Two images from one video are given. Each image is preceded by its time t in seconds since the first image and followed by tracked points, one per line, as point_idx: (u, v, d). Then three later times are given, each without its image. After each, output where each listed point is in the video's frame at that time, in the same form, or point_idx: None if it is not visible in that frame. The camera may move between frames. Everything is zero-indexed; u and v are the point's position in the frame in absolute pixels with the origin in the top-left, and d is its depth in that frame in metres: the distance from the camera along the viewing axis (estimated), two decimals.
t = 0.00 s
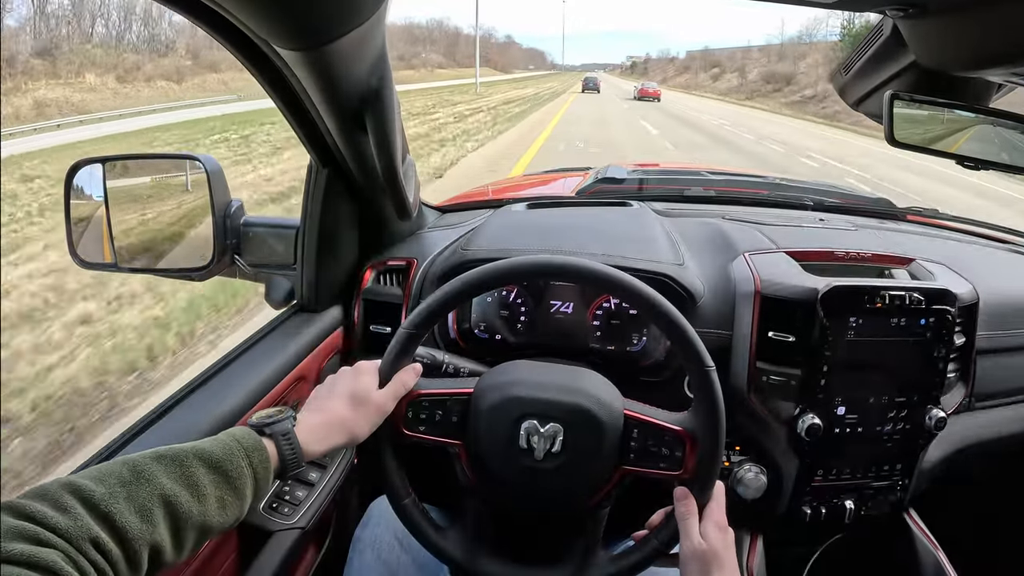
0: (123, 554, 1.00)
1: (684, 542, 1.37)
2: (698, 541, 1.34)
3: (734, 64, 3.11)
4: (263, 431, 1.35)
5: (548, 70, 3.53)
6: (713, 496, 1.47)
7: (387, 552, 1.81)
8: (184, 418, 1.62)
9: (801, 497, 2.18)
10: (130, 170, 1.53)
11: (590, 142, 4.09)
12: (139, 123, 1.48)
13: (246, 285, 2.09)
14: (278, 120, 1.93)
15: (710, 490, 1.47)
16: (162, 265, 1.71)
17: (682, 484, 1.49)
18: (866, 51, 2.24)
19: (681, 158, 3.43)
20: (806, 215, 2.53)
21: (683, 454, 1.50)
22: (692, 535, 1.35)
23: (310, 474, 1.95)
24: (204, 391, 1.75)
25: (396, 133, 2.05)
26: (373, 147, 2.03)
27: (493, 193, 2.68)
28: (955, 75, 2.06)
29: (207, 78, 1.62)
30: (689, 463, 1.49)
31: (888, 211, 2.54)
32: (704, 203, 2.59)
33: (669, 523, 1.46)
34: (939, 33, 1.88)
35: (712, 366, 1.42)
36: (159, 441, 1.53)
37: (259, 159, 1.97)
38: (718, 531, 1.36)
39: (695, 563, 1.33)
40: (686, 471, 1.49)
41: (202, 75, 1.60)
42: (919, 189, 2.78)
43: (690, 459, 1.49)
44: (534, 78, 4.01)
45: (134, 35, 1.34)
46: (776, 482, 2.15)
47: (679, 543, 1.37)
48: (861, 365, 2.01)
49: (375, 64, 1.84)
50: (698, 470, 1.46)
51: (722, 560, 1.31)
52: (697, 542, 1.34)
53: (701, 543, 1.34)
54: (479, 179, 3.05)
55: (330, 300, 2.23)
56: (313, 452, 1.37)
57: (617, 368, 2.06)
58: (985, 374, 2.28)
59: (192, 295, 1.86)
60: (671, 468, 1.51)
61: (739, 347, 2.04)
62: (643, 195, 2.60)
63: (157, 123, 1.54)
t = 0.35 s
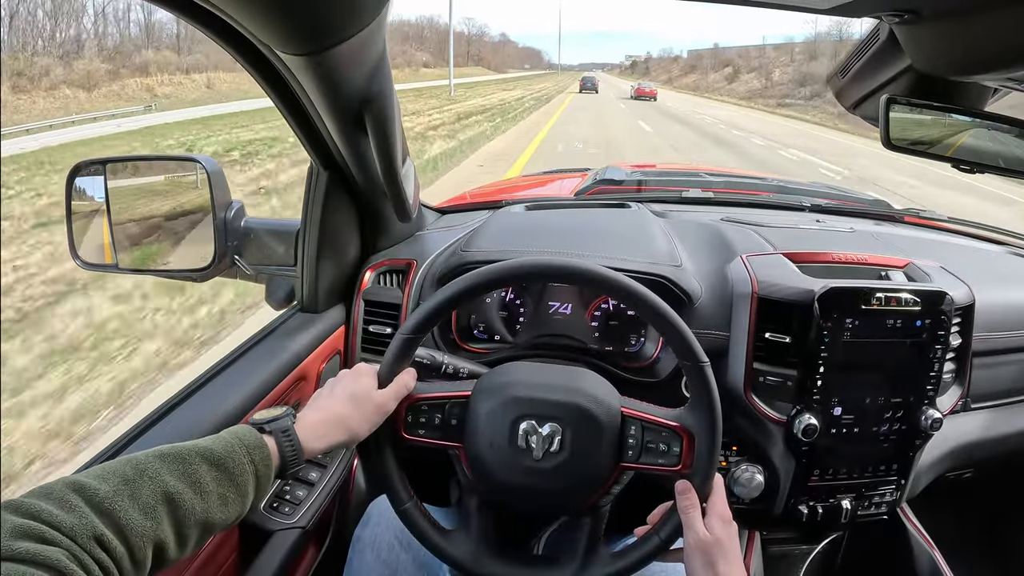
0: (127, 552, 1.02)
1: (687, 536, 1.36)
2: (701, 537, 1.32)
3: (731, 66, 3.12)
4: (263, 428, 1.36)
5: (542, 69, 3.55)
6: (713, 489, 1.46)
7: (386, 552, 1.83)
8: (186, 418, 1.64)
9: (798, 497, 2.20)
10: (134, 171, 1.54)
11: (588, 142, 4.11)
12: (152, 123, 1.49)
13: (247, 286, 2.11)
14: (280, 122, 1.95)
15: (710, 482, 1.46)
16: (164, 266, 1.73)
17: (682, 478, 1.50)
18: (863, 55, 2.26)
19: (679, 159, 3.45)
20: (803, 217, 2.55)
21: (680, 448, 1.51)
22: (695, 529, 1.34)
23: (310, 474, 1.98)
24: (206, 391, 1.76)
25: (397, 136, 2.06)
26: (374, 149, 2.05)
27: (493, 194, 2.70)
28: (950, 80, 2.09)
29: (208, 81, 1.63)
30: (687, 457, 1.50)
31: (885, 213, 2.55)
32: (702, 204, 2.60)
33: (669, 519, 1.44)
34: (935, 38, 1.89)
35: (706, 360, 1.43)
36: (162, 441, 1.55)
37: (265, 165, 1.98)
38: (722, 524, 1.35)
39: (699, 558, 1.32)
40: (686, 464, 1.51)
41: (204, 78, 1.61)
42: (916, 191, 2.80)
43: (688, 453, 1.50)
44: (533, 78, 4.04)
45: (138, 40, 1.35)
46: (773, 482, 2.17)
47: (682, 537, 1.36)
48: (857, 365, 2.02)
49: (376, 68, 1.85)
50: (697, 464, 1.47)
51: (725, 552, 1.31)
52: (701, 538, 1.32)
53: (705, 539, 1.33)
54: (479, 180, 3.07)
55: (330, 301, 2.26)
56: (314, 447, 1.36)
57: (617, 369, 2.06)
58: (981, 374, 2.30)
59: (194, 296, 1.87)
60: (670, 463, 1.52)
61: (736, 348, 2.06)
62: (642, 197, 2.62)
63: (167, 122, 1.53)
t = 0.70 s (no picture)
0: (124, 556, 1.00)
1: (695, 535, 1.33)
2: (711, 535, 1.30)
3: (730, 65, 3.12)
4: (260, 433, 1.35)
5: (538, 68, 3.54)
6: (717, 485, 1.43)
7: (386, 553, 1.81)
8: (183, 421, 1.62)
9: (799, 498, 2.19)
10: (141, 171, 1.56)
11: (587, 142, 4.10)
12: (151, 121, 1.47)
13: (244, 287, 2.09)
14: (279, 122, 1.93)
15: (715, 476, 1.45)
16: (162, 267, 1.71)
17: (685, 476, 1.49)
18: (863, 54, 2.26)
19: (678, 159, 3.44)
20: (803, 217, 2.54)
21: (682, 446, 1.50)
22: (704, 527, 1.31)
23: (308, 476, 1.97)
24: (204, 393, 1.75)
25: (395, 136, 2.04)
26: (372, 149, 2.03)
27: (492, 195, 2.69)
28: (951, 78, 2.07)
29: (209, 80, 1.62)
30: (689, 455, 1.49)
31: (886, 213, 2.54)
32: (702, 204, 2.59)
33: (675, 517, 1.43)
34: (935, 37, 1.89)
35: (706, 357, 1.42)
36: (159, 443, 1.53)
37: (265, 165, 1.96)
38: (730, 522, 1.33)
39: (709, 556, 1.30)
40: (687, 462, 1.49)
41: (205, 77, 1.60)
42: (915, 191, 2.80)
43: (690, 451, 1.49)
44: (532, 78, 4.03)
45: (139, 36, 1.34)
46: (774, 483, 2.15)
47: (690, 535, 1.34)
48: (858, 365, 2.01)
49: (374, 66, 1.84)
50: (699, 463, 1.45)
51: (735, 550, 1.30)
52: (711, 537, 1.30)
53: (714, 537, 1.31)
54: (477, 181, 3.06)
55: (329, 302, 2.24)
56: (312, 452, 1.35)
57: (617, 370, 2.05)
58: (981, 374, 2.29)
59: (192, 297, 1.85)
60: (672, 461, 1.51)
61: (736, 350, 2.05)
62: (641, 197, 2.61)
63: (168, 119, 1.53)
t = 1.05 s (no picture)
0: (120, 559, 1.00)
1: (688, 536, 1.34)
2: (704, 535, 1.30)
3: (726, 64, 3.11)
4: (257, 435, 1.36)
5: (534, 68, 3.54)
6: (712, 488, 1.44)
7: (383, 554, 1.81)
8: (180, 422, 1.62)
9: (797, 497, 2.18)
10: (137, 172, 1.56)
11: (584, 141, 4.10)
12: (147, 121, 1.47)
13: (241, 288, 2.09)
14: (274, 122, 1.93)
15: (710, 478, 1.45)
16: (159, 268, 1.71)
17: (681, 477, 1.49)
18: (859, 53, 2.26)
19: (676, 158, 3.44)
20: (800, 215, 2.54)
21: (678, 447, 1.49)
22: (697, 528, 1.32)
23: (305, 477, 1.96)
24: (202, 394, 1.75)
25: (389, 135, 2.04)
26: (368, 150, 2.03)
27: (488, 195, 2.69)
28: (947, 75, 2.08)
29: (206, 81, 1.62)
30: (685, 456, 1.49)
31: (882, 211, 2.54)
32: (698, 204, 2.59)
33: (670, 518, 1.43)
34: (929, 35, 1.89)
35: (701, 356, 1.42)
36: (155, 445, 1.52)
37: (261, 166, 1.96)
38: (724, 523, 1.34)
39: (702, 557, 1.30)
40: (684, 463, 1.49)
41: (201, 77, 1.59)
42: (912, 189, 2.80)
43: (686, 452, 1.49)
44: (529, 77, 4.02)
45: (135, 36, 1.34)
46: (772, 482, 2.15)
47: (684, 536, 1.34)
48: (855, 363, 2.01)
49: (369, 67, 1.84)
50: (695, 464, 1.45)
51: (728, 550, 1.29)
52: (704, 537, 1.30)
53: (707, 538, 1.31)
54: (473, 181, 3.06)
55: (325, 303, 2.24)
56: (309, 454, 1.37)
57: (614, 370, 2.05)
58: (980, 374, 2.29)
59: (189, 298, 1.85)
60: (668, 461, 1.50)
61: (733, 349, 2.05)
62: (637, 196, 2.61)
63: (165, 118, 1.52)
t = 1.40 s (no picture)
0: (119, 562, 1.00)
1: (680, 540, 1.37)
2: (694, 540, 1.33)
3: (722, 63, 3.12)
4: (256, 438, 1.38)
5: (530, 69, 3.54)
6: (707, 492, 1.45)
7: (382, 555, 1.81)
8: (179, 425, 1.62)
9: (794, 495, 2.19)
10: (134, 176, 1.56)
11: (581, 142, 4.11)
12: (139, 121, 1.47)
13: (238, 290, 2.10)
14: (270, 125, 1.93)
15: (705, 482, 1.46)
16: (157, 271, 1.72)
17: (677, 480, 1.49)
18: (853, 52, 2.26)
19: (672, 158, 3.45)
20: (796, 214, 2.55)
21: (675, 450, 1.50)
22: (688, 532, 1.35)
23: (304, 479, 1.97)
24: (201, 396, 1.75)
25: (384, 136, 2.05)
26: (363, 152, 2.04)
27: (485, 196, 2.69)
28: (941, 74, 2.08)
29: (201, 85, 1.62)
30: (682, 459, 1.49)
31: (879, 210, 2.55)
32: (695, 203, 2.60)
33: (663, 521, 1.44)
34: (923, 34, 1.89)
35: (699, 360, 1.42)
36: (154, 449, 1.53)
37: (258, 169, 1.96)
38: (714, 526, 1.37)
39: (692, 560, 1.33)
40: (680, 466, 1.49)
41: (197, 81, 1.60)
42: (908, 187, 2.80)
43: (683, 454, 1.49)
44: (526, 78, 4.04)
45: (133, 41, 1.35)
46: (769, 480, 2.16)
47: (675, 540, 1.37)
48: (851, 362, 2.02)
49: (363, 70, 1.85)
50: (691, 468, 1.46)
51: (718, 555, 1.32)
52: (694, 542, 1.33)
53: (697, 542, 1.34)
54: (470, 182, 3.07)
55: (323, 305, 2.24)
56: (306, 457, 1.39)
57: (611, 371, 2.05)
58: (977, 370, 2.29)
59: (187, 301, 1.86)
60: (664, 464, 1.51)
61: (730, 348, 2.06)
62: (634, 196, 2.61)
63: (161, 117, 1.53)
